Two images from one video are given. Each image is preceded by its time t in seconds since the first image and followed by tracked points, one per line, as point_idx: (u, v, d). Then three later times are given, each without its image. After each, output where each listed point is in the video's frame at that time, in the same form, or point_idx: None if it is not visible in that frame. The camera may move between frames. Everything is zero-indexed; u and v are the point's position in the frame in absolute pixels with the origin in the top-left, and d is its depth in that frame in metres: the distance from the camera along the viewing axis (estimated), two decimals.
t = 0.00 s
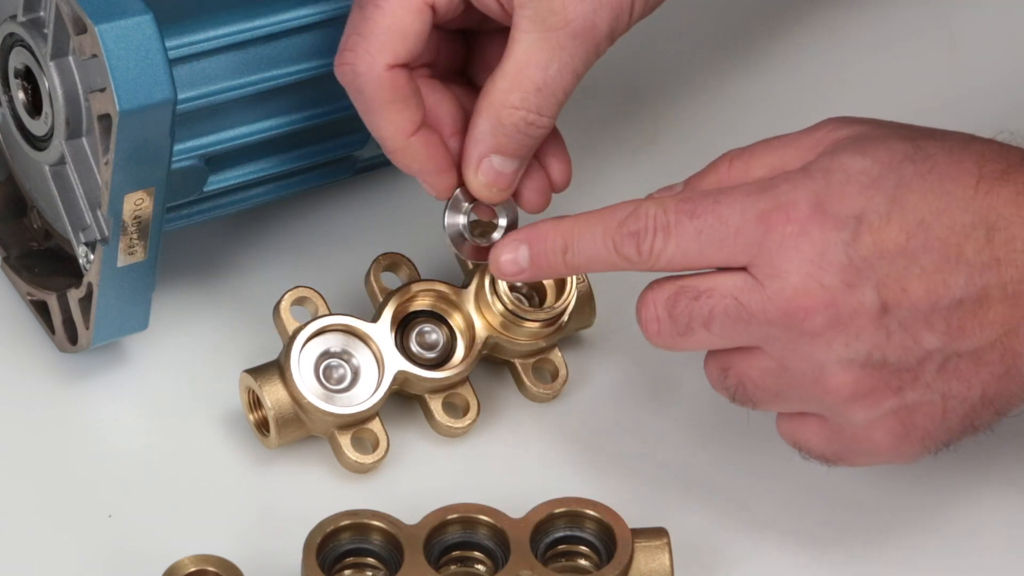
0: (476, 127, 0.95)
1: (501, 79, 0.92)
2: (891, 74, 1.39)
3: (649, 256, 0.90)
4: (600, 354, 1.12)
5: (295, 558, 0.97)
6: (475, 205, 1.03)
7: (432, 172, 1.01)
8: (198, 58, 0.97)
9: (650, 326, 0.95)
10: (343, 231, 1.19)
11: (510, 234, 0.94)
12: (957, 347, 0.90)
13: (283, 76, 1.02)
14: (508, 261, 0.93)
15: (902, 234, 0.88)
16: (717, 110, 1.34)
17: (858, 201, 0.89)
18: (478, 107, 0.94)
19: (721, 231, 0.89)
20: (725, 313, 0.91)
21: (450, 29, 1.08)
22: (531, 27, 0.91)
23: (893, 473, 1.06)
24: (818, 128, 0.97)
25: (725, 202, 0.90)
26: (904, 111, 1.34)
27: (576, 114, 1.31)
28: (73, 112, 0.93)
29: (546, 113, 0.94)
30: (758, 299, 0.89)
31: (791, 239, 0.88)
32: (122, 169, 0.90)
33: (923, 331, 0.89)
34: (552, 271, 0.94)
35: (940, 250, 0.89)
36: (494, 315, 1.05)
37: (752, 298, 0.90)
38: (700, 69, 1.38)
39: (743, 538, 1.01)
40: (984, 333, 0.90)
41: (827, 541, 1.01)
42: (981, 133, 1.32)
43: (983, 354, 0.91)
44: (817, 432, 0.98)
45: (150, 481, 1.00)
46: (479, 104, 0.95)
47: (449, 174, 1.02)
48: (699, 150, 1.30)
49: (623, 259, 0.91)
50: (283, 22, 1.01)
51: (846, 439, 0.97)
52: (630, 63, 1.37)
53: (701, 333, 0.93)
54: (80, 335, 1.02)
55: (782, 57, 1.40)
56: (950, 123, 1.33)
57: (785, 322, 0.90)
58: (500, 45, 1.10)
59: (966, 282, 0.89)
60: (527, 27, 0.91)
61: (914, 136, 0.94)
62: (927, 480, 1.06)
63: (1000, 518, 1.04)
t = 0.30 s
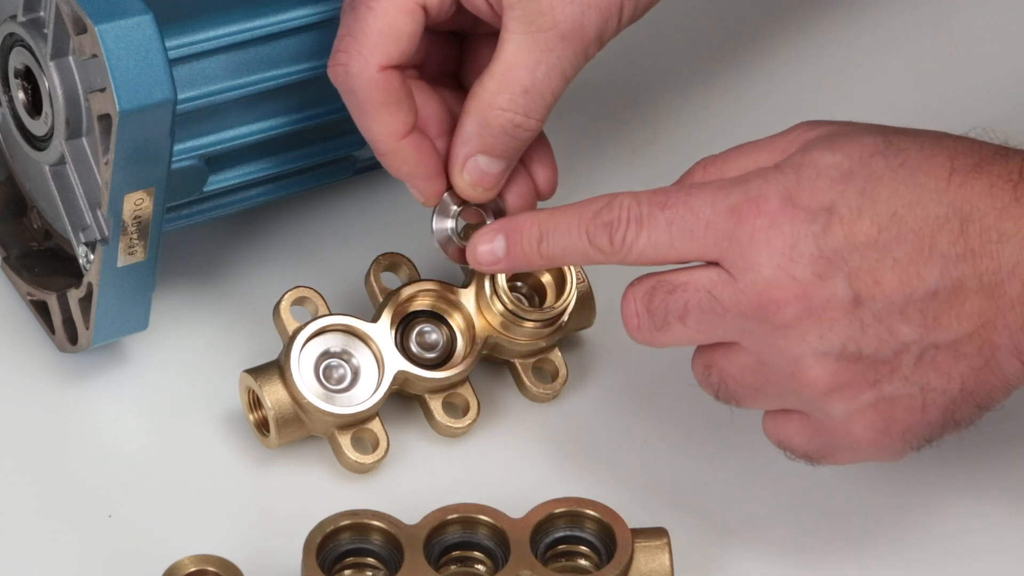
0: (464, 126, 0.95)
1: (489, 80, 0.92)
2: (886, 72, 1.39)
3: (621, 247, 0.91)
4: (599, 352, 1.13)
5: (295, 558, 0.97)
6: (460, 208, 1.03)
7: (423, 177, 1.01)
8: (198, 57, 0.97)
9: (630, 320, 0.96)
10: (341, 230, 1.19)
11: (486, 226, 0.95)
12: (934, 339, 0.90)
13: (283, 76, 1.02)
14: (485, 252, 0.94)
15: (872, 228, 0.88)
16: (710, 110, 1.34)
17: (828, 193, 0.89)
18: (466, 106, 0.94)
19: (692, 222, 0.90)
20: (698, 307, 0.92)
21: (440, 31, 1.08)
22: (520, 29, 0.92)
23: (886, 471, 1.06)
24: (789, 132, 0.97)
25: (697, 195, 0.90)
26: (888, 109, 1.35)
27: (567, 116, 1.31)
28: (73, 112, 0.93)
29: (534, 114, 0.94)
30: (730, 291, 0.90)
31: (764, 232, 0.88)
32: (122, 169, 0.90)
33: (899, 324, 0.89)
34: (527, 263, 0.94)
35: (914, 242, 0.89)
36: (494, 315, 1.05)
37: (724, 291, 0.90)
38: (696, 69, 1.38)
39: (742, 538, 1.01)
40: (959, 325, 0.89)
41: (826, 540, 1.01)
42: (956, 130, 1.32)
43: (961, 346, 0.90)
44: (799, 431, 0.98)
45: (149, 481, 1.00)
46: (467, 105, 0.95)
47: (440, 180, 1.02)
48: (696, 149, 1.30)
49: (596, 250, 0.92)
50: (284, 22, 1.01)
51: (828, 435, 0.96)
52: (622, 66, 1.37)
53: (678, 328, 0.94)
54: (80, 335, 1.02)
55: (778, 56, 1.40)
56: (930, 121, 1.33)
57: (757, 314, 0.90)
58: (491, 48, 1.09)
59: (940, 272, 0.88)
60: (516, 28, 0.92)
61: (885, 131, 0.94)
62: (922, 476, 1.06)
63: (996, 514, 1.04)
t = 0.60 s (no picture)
0: (459, 121, 0.94)
1: (486, 75, 0.92)
2: (884, 65, 1.40)
3: (632, 225, 0.91)
4: (598, 349, 1.13)
5: (295, 558, 0.97)
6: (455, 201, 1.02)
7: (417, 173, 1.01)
8: (198, 57, 0.97)
9: (639, 292, 0.97)
10: (341, 228, 1.19)
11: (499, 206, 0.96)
12: (941, 320, 0.90)
13: (282, 76, 1.02)
14: (499, 232, 0.95)
15: (882, 207, 0.88)
16: (709, 106, 1.34)
17: (838, 171, 0.89)
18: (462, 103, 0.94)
19: (702, 201, 0.90)
20: (707, 282, 0.92)
21: (438, 28, 1.08)
22: (517, 25, 0.92)
23: (886, 458, 1.06)
24: (800, 109, 0.97)
25: (708, 172, 0.90)
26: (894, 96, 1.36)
27: (562, 113, 1.31)
28: (73, 112, 0.93)
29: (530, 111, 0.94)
30: (739, 268, 0.90)
31: (771, 210, 0.88)
32: (122, 168, 0.90)
33: (906, 303, 0.89)
34: (541, 242, 0.95)
35: (924, 222, 0.89)
36: (494, 315, 1.05)
37: (733, 268, 0.90)
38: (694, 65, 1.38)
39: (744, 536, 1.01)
40: (967, 305, 0.90)
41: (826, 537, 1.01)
42: (967, 112, 1.34)
43: (969, 327, 0.91)
44: (805, 408, 0.98)
45: (150, 480, 1.00)
46: (462, 100, 0.95)
47: (433, 173, 1.01)
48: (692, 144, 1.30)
49: (608, 228, 0.92)
50: (283, 22, 1.01)
51: (832, 413, 0.96)
52: (617, 62, 1.37)
53: (685, 302, 0.94)
54: (80, 335, 1.02)
55: (775, 51, 1.40)
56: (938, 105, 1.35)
57: (766, 292, 0.90)
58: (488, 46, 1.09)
59: (949, 253, 0.89)
60: (513, 24, 0.92)
61: (895, 110, 0.94)
62: (920, 466, 1.06)
63: (993, 507, 1.04)
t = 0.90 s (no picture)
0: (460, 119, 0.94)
1: (487, 74, 0.92)
2: (885, 62, 1.40)
3: (635, 220, 0.91)
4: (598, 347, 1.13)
5: (295, 558, 0.97)
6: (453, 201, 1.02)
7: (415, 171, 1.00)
8: (198, 57, 0.97)
9: (643, 288, 0.97)
10: (342, 227, 1.19)
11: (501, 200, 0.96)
12: (943, 316, 0.90)
13: (282, 76, 1.02)
14: (501, 226, 0.95)
15: (884, 203, 0.88)
16: (710, 105, 1.34)
17: (841, 167, 0.89)
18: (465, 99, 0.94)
19: (704, 196, 0.89)
20: (709, 278, 0.92)
21: (437, 26, 1.08)
22: (520, 24, 0.92)
23: (888, 454, 1.06)
24: (804, 103, 0.97)
25: (710, 168, 0.90)
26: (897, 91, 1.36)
27: (560, 112, 1.31)
28: (73, 112, 0.93)
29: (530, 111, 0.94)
30: (741, 264, 0.90)
31: (773, 205, 0.88)
32: (122, 168, 0.91)
33: (908, 299, 0.89)
34: (542, 237, 0.95)
35: (926, 218, 0.89)
36: (494, 315, 1.05)
37: (735, 263, 0.91)
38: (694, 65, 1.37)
39: (743, 535, 1.01)
40: (968, 301, 0.90)
41: (827, 535, 1.01)
42: (971, 108, 1.34)
43: (971, 322, 0.91)
44: (807, 403, 0.98)
45: (150, 480, 1.00)
46: (463, 99, 0.95)
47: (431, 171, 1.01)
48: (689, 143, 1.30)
49: (611, 224, 0.92)
50: (283, 22, 1.01)
51: (834, 408, 0.96)
52: (618, 61, 1.37)
53: (688, 298, 0.95)
54: (80, 335, 1.02)
55: (774, 50, 1.40)
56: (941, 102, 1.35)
57: (768, 286, 0.90)
58: (488, 46, 1.09)
59: (951, 249, 0.89)
60: (515, 23, 0.92)
61: (899, 106, 0.94)
62: (922, 462, 1.06)
63: (994, 504, 1.04)
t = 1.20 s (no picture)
0: (454, 125, 0.94)
1: (482, 81, 0.92)
2: (885, 64, 1.40)
3: (635, 227, 0.92)
4: (598, 349, 1.13)
5: (295, 558, 0.97)
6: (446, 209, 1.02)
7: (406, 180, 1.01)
8: (198, 57, 0.97)
9: (661, 292, 0.99)
10: (342, 229, 1.19)
11: (499, 206, 0.97)
12: (944, 320, 0.90)
13: (283, 76, 1.02)
14: (497, 232, 0.96)
15: (882, 209, 0.88)
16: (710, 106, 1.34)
17: (839, 172, 0.89)
18: (460, 106, 0.93)
19: (704, 203, 0.90)
20: (713, 285, 0.94)
21: (433, 34, 1.08)
22: (516, 32, 0.92)
23: (888, 457, 1.06)
24: (804, 107, 0.97)
25: (709, 174, 0.91)
26: (896, 94, 1.36)
27: (558, 116, 1.31)
28: (73, 112, 0.93)
29: (526, 120, 0.94)
30: (741, 271, 0.91)
31: (772, 212, 0.89)
32: (122, 168, 0.90)
33: (907, 304, 0.89)
34: (540, 242, 0.96)
35: (924, 223, 0.89)
36: (494, 315, 1.05)
37: (734, 270, 0.92)
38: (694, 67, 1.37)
39: (744, 535, 1.01)
40: (969, 305, 0.90)
41: (827, 535, 1.01)
42: (970, 110, 1.34)
43: (971, 326, 0.90)
44: (812, 407, 0.98)
45: (149, 481, 1.00)
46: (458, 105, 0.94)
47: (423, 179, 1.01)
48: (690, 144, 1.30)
49: (611, 231, 0.93)
50: (283, 22, 1.01)
51: (837, 414, 0.96)
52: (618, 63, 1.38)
53: (697, 304, 0.96)
54: (80, 335, 1.02)
55: (773, 53, 1.40)
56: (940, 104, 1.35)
57: (766, 293, 0.91)
58: (482, 53, 1.09)
59: (950, 253, 0.89)
60: (512, 31, 0.92)
61: (897, 110, 0.94)
62: (922, 464, 1.06)
63: (994, 506, 1.04)
